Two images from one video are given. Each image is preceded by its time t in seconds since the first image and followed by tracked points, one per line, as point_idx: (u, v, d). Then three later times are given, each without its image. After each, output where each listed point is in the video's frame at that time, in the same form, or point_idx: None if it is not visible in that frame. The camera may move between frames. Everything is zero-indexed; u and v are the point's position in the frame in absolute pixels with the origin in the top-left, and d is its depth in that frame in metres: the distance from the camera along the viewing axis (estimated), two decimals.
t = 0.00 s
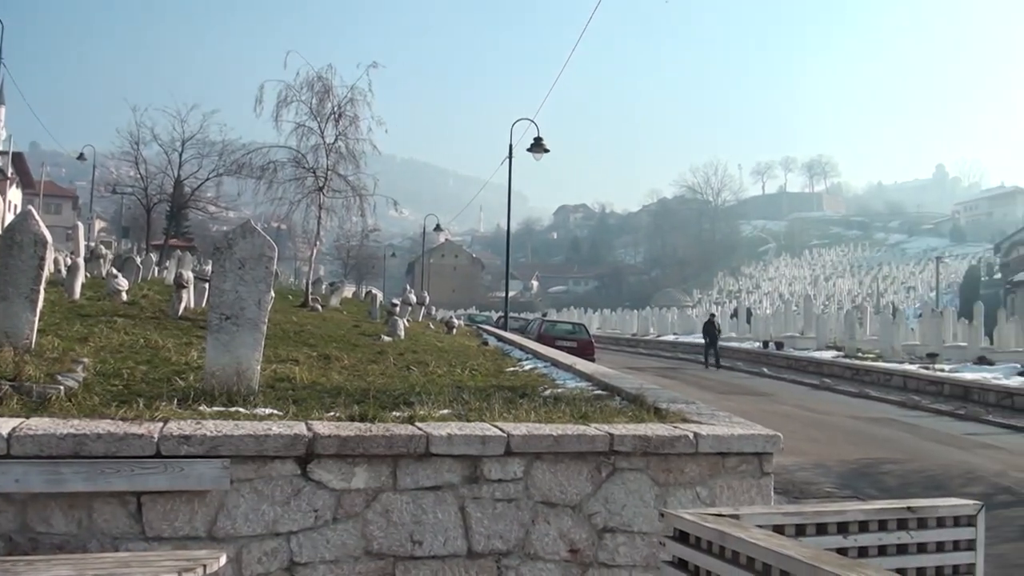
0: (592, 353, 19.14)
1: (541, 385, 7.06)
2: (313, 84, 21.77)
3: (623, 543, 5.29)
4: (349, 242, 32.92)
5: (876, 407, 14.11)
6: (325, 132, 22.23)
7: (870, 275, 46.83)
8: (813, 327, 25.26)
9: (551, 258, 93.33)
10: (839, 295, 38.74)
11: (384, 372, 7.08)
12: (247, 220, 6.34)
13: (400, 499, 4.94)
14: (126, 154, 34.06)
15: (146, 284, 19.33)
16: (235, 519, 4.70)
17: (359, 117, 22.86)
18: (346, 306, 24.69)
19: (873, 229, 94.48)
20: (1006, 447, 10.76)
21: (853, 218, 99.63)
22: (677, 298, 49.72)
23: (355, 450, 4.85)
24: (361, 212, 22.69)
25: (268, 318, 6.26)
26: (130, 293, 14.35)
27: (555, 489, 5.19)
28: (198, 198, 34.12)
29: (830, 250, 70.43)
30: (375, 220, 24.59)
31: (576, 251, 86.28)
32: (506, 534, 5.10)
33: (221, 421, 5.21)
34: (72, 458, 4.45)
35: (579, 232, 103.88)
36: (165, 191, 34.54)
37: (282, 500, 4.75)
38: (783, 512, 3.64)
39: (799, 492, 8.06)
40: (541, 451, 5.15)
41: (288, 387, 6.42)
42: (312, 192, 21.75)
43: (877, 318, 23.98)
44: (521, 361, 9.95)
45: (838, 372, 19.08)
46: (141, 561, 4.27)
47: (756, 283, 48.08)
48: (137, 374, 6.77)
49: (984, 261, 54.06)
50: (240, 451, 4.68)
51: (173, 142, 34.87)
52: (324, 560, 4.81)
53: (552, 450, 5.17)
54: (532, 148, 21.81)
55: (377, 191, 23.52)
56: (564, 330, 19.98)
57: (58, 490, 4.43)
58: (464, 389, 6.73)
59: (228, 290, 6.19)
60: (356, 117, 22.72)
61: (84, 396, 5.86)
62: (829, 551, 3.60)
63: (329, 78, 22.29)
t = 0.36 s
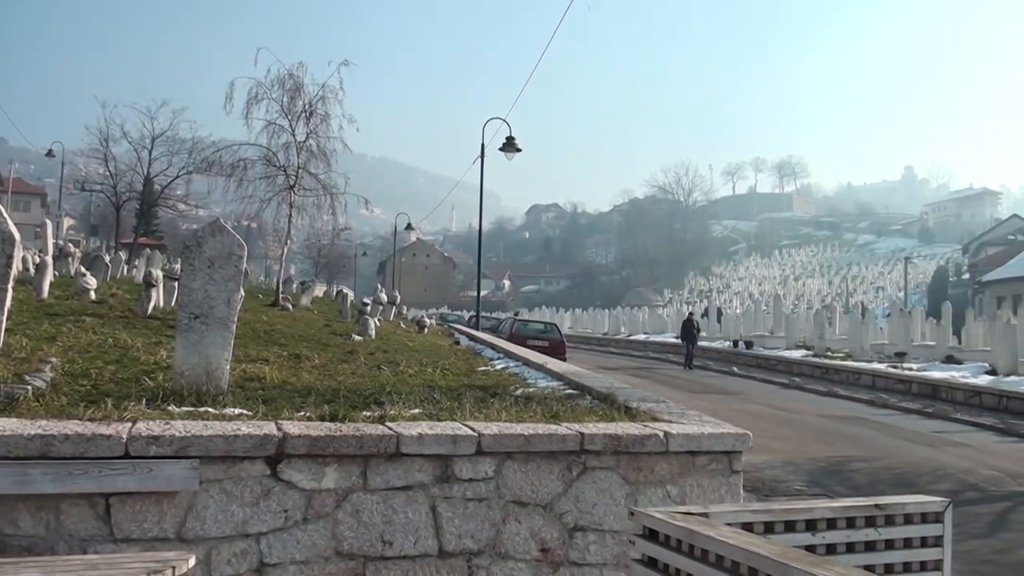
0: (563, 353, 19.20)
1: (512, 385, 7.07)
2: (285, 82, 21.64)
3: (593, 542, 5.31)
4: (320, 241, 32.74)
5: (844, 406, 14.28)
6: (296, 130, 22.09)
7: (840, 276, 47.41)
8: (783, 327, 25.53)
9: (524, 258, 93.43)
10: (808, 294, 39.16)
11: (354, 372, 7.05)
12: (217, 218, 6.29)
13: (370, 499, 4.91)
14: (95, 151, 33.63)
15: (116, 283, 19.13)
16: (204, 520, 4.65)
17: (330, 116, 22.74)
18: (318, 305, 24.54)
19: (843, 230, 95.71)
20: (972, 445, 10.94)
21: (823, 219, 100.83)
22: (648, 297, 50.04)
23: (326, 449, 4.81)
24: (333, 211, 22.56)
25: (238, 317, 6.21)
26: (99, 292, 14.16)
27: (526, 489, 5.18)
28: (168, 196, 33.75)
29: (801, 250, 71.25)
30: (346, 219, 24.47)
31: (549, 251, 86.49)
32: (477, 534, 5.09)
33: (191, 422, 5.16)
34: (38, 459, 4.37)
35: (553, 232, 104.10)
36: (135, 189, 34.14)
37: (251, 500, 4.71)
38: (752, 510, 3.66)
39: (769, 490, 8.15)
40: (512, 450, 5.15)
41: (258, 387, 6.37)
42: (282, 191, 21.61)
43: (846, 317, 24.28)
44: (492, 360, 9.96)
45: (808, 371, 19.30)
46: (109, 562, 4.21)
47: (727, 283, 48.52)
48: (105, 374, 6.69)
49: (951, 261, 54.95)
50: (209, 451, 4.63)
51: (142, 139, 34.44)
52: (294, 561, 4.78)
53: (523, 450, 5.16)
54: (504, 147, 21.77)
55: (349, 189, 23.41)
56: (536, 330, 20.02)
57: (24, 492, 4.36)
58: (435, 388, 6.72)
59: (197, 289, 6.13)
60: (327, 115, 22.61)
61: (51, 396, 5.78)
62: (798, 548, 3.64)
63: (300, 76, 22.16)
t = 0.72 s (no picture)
0: (541, 352, 19.21)
1: (490, 384, 7.07)
2: (262, 79, 21.50)
3: (571, 541, 5.31)
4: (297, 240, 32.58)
5: (821, 404, 14.41)
6: (273, 128, 21.95)
7: (816, 275, 47.84)
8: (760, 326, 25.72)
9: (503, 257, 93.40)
10: (785, 294, 39.47)
11: (332, 371, 7.01)
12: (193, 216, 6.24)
13: (347, 498, 4.89)
14: (70, 148, 33.27)
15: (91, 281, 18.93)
16: (179, 521, 4.61)
17: (308, 114, 22.62)
18: (295, 304, 24.41)
19: (819, 230, 96.62)
20: (946, 443, 11.08)
21: (800, 219, 101.70)
22: (626, 296, 50.24)
23: (302, 449, 4.79)
24: (310, 209, 22.43)
25: (214, 316, 6.16)
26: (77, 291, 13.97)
27: (503, 488, 5.18)
28: (144, 194, 33.42)
29: (778, 250, 71.82)
30: (324, 218, 24.33)
31: (529, 250, 86.57)
32: (455, 533, 5.09)
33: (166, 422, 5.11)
34: (13, 460, 4.32)
35: (532, 231, 104.19)
36: (111, 187, 33.79)
37: (228, 501, 4.68)
38: (729, 508, 3.68)
39: (745, 488, 8.21)
40: (489, 450, 5.15)
41: (234, 386, 6.33)
42: (259, 189, 21.47)
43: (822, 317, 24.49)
44: (469, 359, 9.97)
45: (784, 370, 19.45)
46: (85, 563, 4.16)
47: (705, 283, 48.80)
48: (80, 374, 6.60)
49: (927, 261, 55.60)
50: (185, 451, 4.60)
51: (118, 136, 34.08)
52: (270, 561, 4.75)
53: (500, 449, 5.17)
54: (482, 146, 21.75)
55: (326, 188, 23.28)
56: (514, 329, 20.03)
57: None
58: (413, 387, 6.70)
59: (173, 288, 6.08)
60: (305, 113, 22.48)
61: (26, 396, 5.70)
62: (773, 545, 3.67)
63: (278, 74, 22.03)
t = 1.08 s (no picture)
0: (522, 350, 19.23)
1: (471, 383, 7.07)
2: (241, 76, 21.36)
3: (551, 539, 5.32)
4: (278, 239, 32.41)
5: (800, 403, 14.51)
6: (253, 125, 21.80)
7: (795, 275, 48.21)
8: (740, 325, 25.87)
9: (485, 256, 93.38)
10: (764, 293, 39.73)
11: (311, 370, 6.98)
12: (172, 214, 6.19)
13: (326, 498, 4.88)
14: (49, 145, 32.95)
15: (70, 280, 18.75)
16: (158, 521, 4.58)
17: (288, 111, 22.49)
18: (275, 303, 24.29)
19: (799, 230, 97.37)
20: (923, 440, 11.19)
21: (780, 219, 102.47)
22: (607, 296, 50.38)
23: (281, 449, 4.76)
24: (290, 208, 22.30)
25: (193, 315, 6.11)
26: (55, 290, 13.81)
27: (484, 486, 5.18)
28: (123, 192, 33.11)
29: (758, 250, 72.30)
30: (304, 216, 24.20)
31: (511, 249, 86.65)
32: (435, 532, 5.08)
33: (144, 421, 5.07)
34: None
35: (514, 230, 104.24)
36: (90, 184, 33.46)
37: (206, 501, 4.65)
38: (707, 506, 3.70)
39: (724, 486, 8.26)
40: (469, 449, 5.15)
41: (213, 386, 6.29)
42: (238, 187, 21.32)
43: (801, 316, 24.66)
44: (450, 358, 9.97)
45: (764, 369, 19.57)
46: (63, 563, 4.12)
47: (685, 282, 49.06)
48: (58, 373, 6.53)
49: (905, 261, 56.13)
50: (164, 452, 4.56)
51: (97, 133, 33.76)
52: (250, 562, 4.73)
53: (480, 448, 5.16)
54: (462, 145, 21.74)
55: (306, 186, 23.15)
56: (494, 328, 20.05)
57: None
58: (393, 386, 6.69)
59: (151, 287, 6.03)
60: (285, 111, 22.35)
61: (3, 396, 5.63)
62: (752, 543, 3.69)
63: (258, 71, 21.89)
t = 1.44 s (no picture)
0: (506, 350, 19.25)
1: (454, 382, 7.08)
2: (224, 75, 21.24)
3: (535, 538, 5.33)
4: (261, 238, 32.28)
5: (783, 402, 14.59)
6: (236, 124, 21.68)
7: (778, 275, 48.59)
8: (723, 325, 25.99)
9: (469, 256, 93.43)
10: (747, 292, 39.99)
11: (294, 370, 6.96)
12: (154, 213, 6.15)
13: (309, 498, 4.86)
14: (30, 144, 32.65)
15: (51, 279, 18.58)
16: (140, 522, 4.55)
17: (272, 110, 22.39)
18: (259, 303, 24.16)
19: (782, 230, 98.10)
20: (904, 439, 11.29)
21: (763, 219, 103.17)
22: (590, 296, 50.53)
23: (264, 448, 4.75)
24: (273, 207, 22.20)
25: (176, 314, 6.07)
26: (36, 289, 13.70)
27: (467, 486, 5.19)
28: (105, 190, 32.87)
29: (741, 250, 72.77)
30: (288, 215, 24.10)
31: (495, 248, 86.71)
32: (418, 532, 5.08)
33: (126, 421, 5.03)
34: None
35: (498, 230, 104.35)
36: (71, 183, 33.19)
37: (189, 502, 4.63)
38: (689, 505, 3.73)
39: (707, 485, 8.31)
40: (452, 449, 5.15)
41: (196, 385, 6.26)
42: (221, 186, 21.21)
43: (783, 315, 24.81)
44: (433, 358, 9.97)
45: (747, 368, 19.67)
46: (44, 564, 4.09)
47: (668, 282, 49.31)
48: (39, 373, 6.47)
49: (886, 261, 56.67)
50: (146, 451, 4.54)
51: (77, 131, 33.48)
52: (232, 562, 4.71)
53: (464, 447, 5.17)
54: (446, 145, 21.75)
55: (289, 185, 23.05)
56: (478, 328, 20.05)
57: None
58: (376, 386, 6.68)
59: (134, 286, 5.98)
60: (268, 109, 22.25)
61: None
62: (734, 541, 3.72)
63: (240, 69, 21.78)
